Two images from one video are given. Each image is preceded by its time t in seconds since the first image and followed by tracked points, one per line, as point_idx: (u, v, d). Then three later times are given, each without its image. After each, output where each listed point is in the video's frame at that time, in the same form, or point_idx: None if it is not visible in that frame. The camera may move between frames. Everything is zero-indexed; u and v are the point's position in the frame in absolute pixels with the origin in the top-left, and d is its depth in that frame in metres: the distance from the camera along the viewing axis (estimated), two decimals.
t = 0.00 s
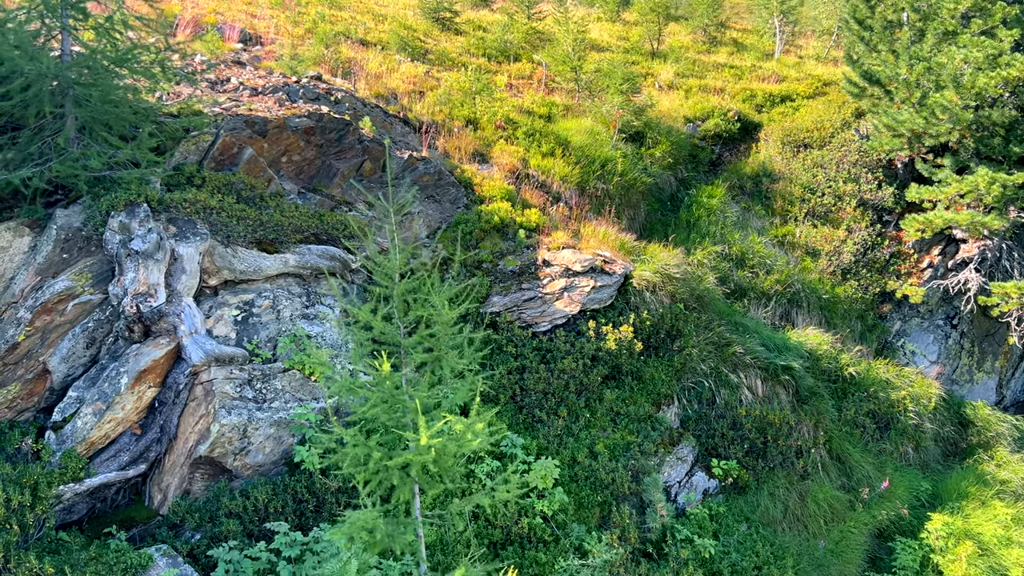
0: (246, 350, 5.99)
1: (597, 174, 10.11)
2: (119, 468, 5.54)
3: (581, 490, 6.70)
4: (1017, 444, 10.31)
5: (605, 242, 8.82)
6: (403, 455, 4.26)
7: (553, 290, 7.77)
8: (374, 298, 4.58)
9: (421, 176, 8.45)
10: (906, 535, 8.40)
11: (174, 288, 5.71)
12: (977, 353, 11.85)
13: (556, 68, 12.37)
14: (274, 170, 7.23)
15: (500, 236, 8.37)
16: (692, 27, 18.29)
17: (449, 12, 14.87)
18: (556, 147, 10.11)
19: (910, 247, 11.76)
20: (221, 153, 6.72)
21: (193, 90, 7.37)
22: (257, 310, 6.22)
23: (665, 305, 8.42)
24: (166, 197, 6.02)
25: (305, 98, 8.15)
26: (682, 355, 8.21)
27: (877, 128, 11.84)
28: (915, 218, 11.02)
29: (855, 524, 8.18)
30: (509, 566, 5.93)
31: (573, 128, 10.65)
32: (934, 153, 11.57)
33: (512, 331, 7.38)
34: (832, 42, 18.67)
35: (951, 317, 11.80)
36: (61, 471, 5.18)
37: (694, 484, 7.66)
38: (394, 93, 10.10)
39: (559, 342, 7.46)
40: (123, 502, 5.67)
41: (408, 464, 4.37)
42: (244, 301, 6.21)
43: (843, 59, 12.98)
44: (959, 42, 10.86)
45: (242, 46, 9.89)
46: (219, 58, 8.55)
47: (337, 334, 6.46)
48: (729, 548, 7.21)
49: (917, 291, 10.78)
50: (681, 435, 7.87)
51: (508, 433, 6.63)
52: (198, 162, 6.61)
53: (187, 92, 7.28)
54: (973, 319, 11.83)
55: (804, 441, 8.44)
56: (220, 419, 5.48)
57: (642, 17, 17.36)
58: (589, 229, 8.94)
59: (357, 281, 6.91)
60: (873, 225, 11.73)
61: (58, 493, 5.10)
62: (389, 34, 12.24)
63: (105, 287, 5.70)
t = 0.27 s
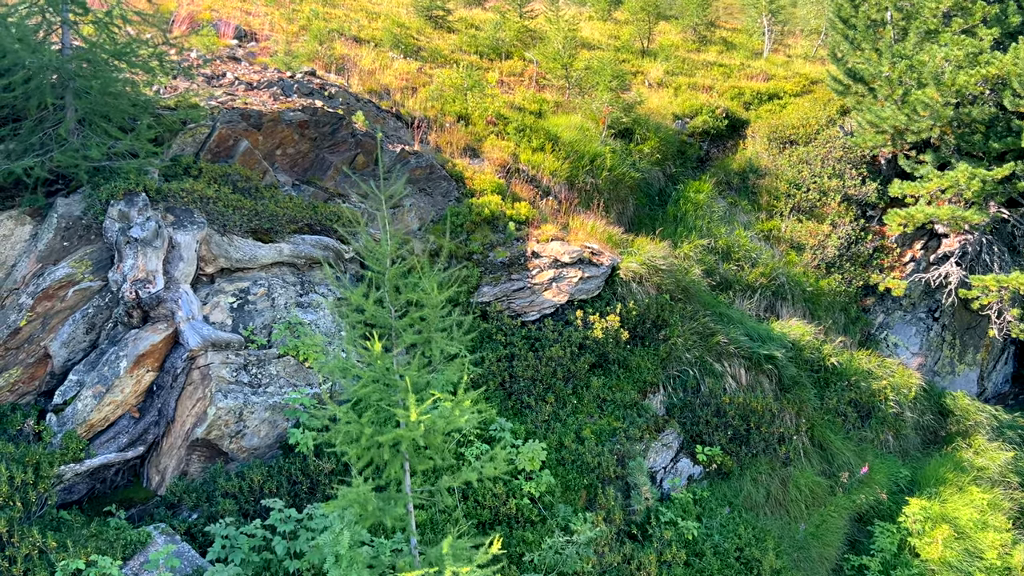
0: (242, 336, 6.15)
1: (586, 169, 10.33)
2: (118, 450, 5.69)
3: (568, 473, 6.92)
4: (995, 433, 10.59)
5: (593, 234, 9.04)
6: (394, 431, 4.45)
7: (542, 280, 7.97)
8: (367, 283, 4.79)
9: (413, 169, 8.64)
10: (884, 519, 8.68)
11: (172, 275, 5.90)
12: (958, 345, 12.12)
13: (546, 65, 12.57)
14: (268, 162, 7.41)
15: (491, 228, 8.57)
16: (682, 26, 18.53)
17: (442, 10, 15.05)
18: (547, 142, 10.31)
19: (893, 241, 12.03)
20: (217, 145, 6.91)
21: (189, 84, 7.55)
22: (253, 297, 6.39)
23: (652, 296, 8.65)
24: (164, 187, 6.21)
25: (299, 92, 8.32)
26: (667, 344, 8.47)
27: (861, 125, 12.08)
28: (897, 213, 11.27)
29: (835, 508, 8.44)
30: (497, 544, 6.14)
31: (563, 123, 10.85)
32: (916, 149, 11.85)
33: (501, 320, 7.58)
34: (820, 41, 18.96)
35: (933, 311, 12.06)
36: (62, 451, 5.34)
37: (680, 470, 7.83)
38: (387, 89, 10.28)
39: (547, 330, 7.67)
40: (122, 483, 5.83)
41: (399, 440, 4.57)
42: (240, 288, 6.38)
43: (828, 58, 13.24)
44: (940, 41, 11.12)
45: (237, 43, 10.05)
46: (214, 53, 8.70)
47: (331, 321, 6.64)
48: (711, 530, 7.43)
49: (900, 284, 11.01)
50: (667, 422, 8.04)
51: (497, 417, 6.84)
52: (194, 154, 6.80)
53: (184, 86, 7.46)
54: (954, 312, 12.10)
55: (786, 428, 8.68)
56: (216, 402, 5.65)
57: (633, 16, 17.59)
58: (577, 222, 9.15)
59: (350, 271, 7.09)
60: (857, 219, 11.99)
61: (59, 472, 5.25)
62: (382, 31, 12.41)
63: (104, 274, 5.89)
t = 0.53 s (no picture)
0: (237, 323, 6.34)
1: (575, 163, 10.55)
2: (117, 432, 5.85)
3: (555, 457, 7.13)
4: (973, 422, 10.88)
5: (581, 227, 9.25)
6: (385, 409, 4.66)
7: (531, 271, 8.18)
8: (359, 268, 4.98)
9: (405, 162, 8.82)
10: (863, 504, 8.95)
11: (169, 263, 6.07)
12: (940, 338, 12.40)
13: (537, 62, 12.77)
14: (263, 155, 7.59)
15: (481, 220, 8.77)
16: (672, 25, 18.78)
17: (434, 8, 15.23)
18: (536, 137, 10.52)
19: (876, 236, 12.30)
20: (212, 138, 7.10)
21: (185, 78, 7.72)
22: (247, 285, 6.57)
23: (638, 287, 8.88)
24: (161, 176, 6.38)
25: (293, 87, 8.47)
26: (653, 334, 8.71)
27: (845, 122, 12.32)
28: (880, 208, 11.53)
29: (815, 493, 8.68)
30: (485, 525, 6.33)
31: (553, 119, 11.05)
32: (898, 146, 12.12)
33: (490, 309, 7.79)
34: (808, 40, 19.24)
35: (915, 304, 12.33)
36: (62, 433, 5.51)
37: (665, 456, 8.03)
38: (379, 85, 10.46)
39: (535, 319, 7.89)
40: (120, 465, 5.99)
41: (390, 418, 4.78)
42: (235, 276, 6.55)
43: (813, 56, 13.49)
44: (922, 39, 11.38)
45: (232, 39, 10.19)
46: (210, 49, 8.85)
47: (324, 309, 6.83)
48: (694, 513, 7.65)
49: (882, 277, 11.28)
50: (652, 410, 8.24)
51: (485, 403, 7.04)
52: (191, 145, 7.00)
53: (180, 80, 7.62)
54: (936, 305, 12.37)
55: (769, 415, 8.92)
56: (212, 386, 5.84)
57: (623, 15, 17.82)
58: (566, 215, 9.36)
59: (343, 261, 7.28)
60: (842, 214, 12.25)
61: (59, 453, 5.40)
62: (375, 28, 12.57)
63: (102, 261, 6.06)
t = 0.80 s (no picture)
0: (232, 310, 6.52)
1: (564, 158, 10.76)
2: (114, 415, 6.03)
3: (542, 442, 7.34)
4: (952, 411, 11.15)
5: (569, 220, 9.47)
6: (375, 388, 4.85)
7: (519, 262, 8.38)
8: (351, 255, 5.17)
9: (397, 156, 9.01)
10: (843, 489, 9.20)
11: (166, 251, 6.24)
12: (922, 330, 12.65)
13: (527, 59, 12.97)
14: (257, 147, 7.79)
15: (471, 213, 8.97)
16: (662, 24, 19.01)
17: (426, 6, 15.39)
18: (526, 132, 10.73)
19: (859, 231, 12.57)
20: (207, 130, 7.28)
21: (180, 72, 7.90)
22: (242, 273, 6.75)
23: (624, 278, 9.11)
24: (158, 167, 6.56)
25: (286, 81, 8.64)
26: (638, 324, 8.93)
27: (829, 119, 12.62)
28: (862, 202, 11.79)
29: (796, 479, 8.93)
30: (473, 505, 6.55)
31: (542, 115, 11.26)
32: (881, 142, 12.39)
33: (480, 299, 7.99)
34: (796, 39, 19.51)
35: (897, 297, 12.60)
36: (61, 415, 5.66)
37: (649, 442, 8.26)
38: (372, 81, 10.63)
39: (524, 309, 8.10)
40: (117, 447, 6.14)
41: (380, 397, 4.97)
42: (229, 265, 6.73)
43: (798, 53, 13.75)
44: (903, 38, 11.64)
45: (226, 34, 10.34)
46: (205, 44, 9.02)
47: (316, 297, 7.03)
48: (678, 496, 7.87)
49: (865, 271, 11.54)
50: (638, 397, 8.46)
51: (474, 389, 7.24)
52: (186, 137, 7.18)
53: (176, 74, 7.79)
54: (917, 298, 12.63)
55: (751, 403, 9.17)
56: (208, 370, 6.02)
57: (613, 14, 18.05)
58: (555, 208, 9.57)
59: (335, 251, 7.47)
60: (825, 209, 12.52)
61: (58, 434, 5.56)
62: (368, 25, 12.74)
63: (100, 249, 6.22)
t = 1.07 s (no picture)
0: (226, 297, 6.69)
1: (552, 153, 10.98)
2: (111, 398, 6.18)
3: (529, 427, 7.56)
4: (932, 401, 11.42)
5: (556, 213, 9.68)
6: (365, 369, 5.04)
7: (508, 253, 8.59)
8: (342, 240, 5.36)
9: (388, 150, 9.20)
10: (823, 475, 9.46)
11: (162, 238, 6.42)
12: (903, 323, 12.92)
13: (517, 56, 13.16)
14: (251, 139, 7.98)
15: (460, 205, 9.17)
16: (651, 22, 19.24)
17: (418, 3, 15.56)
18: (515, 127, 10.93)
19: (843, 225, 12.84)
20: (202, 122, 7.48)
21: (174, 66, 8.07)
22: (236, 262, 6.92)
23: (610, 269, 9.32)
24: (154, 157, 6.77)
25: (279, 75, 8.81)
26: (624, 314, 9.17)
27: (813, 115, 12.91)
28: (845, 197, 12.05)
29: (778, 465, 9.19)
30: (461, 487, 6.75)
31: (532, 110, 11.48)
32: (863, 138, 12.66)
33: (469, 289, 8.19)
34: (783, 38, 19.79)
35: (879, 290, 12.86)
36: (59, 398, 5.82)
37: (635, 429, 8.46)
38: (363, 76, 10.81)
39: (512, 298, 8.31)
40: (114, 430, 6.29)
41: (370, 376, 5.16)
42: (224, 253, 6.90)
43: (783, 51, 14.00)
44: (885, 36, 11.90)
45: (220, 30, 10.49)
46: (199, 39, 9.17)
47: (308, 286, 7.21)
48: (661, 480, 8.09)
49: (847, 264, 11.80)
50: (623, 385, 8.68)
51: (463, 375, 7.44)
52: (181, 129, 7.38)
53: (170, 68, 7.97)
54: (899, 291, 12.89)
55: (734, 391, 9.41)
56: (203, 355, 6.18)
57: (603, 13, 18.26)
58: (543, 201, 9.78)
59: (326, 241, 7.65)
60: (809, 204, 12.78)
61: (56, 416, 5.70)
62: (360, 22, 12.91)
63: (97, 237, 6.41)
